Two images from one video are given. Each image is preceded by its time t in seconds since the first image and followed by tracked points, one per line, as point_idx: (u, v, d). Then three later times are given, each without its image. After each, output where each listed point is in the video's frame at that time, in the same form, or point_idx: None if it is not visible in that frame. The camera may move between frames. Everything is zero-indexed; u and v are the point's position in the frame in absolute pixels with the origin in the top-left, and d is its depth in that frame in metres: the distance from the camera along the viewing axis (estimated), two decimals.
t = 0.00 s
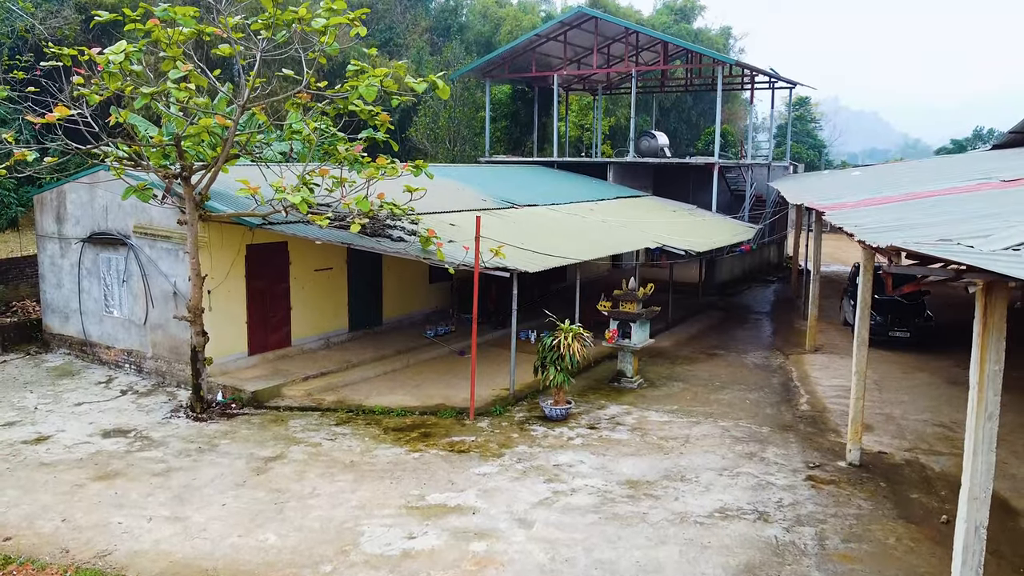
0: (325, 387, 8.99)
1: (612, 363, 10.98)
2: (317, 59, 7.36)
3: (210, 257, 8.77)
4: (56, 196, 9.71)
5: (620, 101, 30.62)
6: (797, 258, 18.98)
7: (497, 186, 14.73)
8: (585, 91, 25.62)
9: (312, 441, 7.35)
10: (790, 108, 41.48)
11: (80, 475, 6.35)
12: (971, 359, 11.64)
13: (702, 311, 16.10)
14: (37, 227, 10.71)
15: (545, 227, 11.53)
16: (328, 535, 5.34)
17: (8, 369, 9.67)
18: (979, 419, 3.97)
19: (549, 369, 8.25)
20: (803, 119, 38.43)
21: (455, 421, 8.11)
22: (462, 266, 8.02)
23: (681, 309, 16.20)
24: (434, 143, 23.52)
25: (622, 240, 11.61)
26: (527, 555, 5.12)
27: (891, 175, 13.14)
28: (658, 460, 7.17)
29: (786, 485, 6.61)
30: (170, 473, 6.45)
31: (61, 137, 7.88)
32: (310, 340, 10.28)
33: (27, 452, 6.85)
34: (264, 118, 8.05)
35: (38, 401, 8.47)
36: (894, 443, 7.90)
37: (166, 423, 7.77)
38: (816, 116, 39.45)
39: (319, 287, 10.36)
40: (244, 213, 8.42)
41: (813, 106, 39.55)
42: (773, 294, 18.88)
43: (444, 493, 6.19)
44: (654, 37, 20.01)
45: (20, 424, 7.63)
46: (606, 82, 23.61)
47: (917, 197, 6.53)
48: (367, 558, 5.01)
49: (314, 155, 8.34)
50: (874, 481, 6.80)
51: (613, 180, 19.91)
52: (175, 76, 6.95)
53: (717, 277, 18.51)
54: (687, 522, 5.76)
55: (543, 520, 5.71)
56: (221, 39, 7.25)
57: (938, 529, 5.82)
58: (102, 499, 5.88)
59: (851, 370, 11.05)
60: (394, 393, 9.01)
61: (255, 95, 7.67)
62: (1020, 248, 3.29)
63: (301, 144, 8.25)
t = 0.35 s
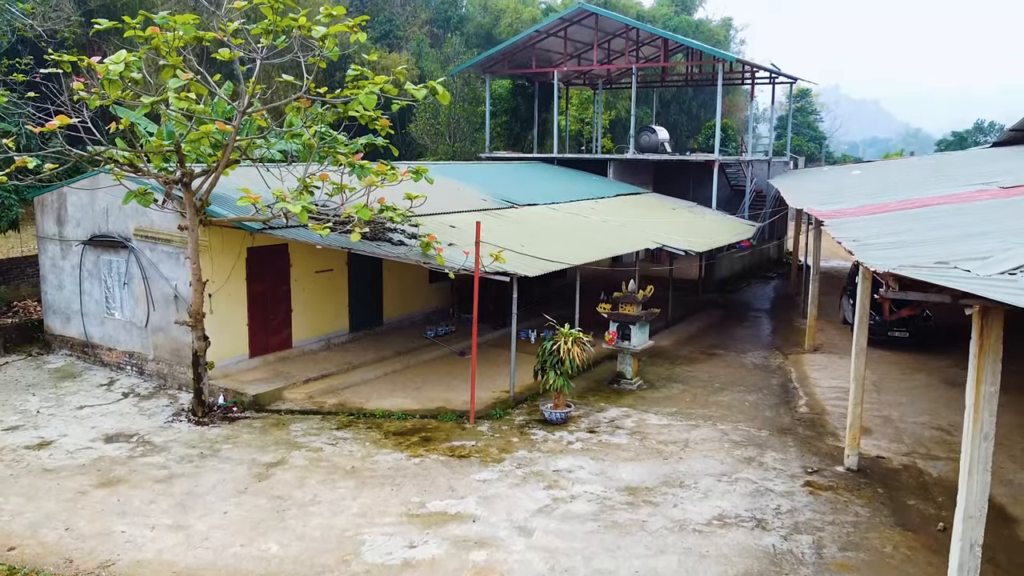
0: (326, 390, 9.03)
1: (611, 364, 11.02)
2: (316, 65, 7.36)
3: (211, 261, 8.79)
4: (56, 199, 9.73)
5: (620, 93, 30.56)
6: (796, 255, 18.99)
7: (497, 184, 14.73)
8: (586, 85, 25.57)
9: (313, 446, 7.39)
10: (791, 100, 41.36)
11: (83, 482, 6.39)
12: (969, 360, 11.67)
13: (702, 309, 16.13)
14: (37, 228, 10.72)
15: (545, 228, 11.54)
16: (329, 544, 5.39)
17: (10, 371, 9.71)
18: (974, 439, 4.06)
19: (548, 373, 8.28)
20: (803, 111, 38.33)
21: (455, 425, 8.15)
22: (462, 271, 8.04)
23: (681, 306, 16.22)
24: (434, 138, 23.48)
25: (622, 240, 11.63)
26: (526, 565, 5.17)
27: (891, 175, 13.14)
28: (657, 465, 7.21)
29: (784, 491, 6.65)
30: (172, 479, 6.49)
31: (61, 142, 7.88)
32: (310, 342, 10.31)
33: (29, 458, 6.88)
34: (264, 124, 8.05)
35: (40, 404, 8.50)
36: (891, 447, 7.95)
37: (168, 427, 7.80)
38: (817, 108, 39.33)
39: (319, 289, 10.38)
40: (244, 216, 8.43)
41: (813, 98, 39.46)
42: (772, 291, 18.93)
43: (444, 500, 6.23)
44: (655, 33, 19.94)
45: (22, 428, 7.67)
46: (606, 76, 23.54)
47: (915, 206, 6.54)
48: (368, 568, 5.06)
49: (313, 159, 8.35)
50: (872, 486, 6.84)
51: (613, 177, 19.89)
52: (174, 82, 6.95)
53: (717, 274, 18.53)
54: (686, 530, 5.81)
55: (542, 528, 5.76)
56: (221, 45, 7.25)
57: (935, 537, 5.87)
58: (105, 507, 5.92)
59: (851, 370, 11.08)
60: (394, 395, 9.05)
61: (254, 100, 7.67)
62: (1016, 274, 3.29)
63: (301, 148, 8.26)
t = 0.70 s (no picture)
0: (328, 392, 9.08)
1: (611, 364, 11.07)
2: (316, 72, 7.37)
3: (212, 265, 8.82)
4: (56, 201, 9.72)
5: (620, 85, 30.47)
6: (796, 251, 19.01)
7: (497, 182, 14.72)
8: (586, 78, 25.50)
9: (315, 451, 7.44)
10: (792, 90, 41.25)
11: (87, 488, 6.45)
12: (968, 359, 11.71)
13: (702, 306, 16.17)
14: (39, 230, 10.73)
15: (544, 227, 11.56)
16: (331, 552, 5.45)
17: (12, 373, 9.75)
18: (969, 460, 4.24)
19: (548, 377, 8.32)
20: (804, 102, 38.23)
21: (455, 428, 8.20)
22: (463, 276, 8.07)
23: (681, 304, 16.25)
24: (434, 132, 23.44)
25: (622, 241, 11.65)
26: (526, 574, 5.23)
27: (891, 173, 13.13)
28: (657, 470, 7.26)
29: (782, 497, 6.71)
30: (175, 486, 6.55)
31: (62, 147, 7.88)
32: (311, 343, 10.35)
33: (33, 464, 6.93)
34: (265, 129, 8.06)
35: (43, 407, 8.55)
36: (889, 451, 7.99)
37: (171, 432, 7.85)
38: (817, 98, 39.22)
39: (319, 290, 10.40)
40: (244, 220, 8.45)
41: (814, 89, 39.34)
42: (772, 287, 18.96)
43: (445, 506, 6.28)
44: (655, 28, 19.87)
45: (26, 432, 7.73)
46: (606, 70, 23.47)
47: (914, 214, 6.55)
48: None
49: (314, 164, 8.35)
50: (869, 492, 6.90)
51: (613, 173, 19.89)
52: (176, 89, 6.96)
53: (717, 270, 18.55)
54: (685, 537, 5.87)
55: (542, 535, 5.82)
56: (221, 50, 7.25)
57: (931, 544, 5.92)
58: (109, 514, 5.97)
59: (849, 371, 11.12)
60: (395, 398, 9.10)
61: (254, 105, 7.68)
62: (1013, 298, 3.31)
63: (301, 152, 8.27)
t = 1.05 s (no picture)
0: (329, 394, 9.13)
1: (610, 364, 11.11)
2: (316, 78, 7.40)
3: (212, 267, 8.84)
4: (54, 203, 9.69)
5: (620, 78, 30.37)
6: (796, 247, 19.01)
7: (497, 179, 14.72)
8: (586, 72, 25.43)
9: (316, 454, 7.49)
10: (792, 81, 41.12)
11: (91, 493, 6.50)
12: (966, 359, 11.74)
13: (702, 303, 16.21)
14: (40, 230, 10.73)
15: (545, 227, 11.57)
16: (333, 559, 5.51)
17: (15, 374, 9.80)
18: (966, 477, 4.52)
19: (548, 380, 8.36)
20: (805, 93, 38.15)
21: (456, 431, 8.26)
22: (463, 280, 8.10)
23: (681, 301, 16.28)
24: (434, 127, 23.41)
25: (621, 241, 11.66)
26: None
27: (891, 172, 13.13)
28: (656, 473, 7.31)
29: (780, 502, 6.77)
30: (178, 491, 6.60)
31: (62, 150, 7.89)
32: (312, 344, 10.39)
33: (37, 468, 6.98)
34: (265, 134, 8.07)
35: (46, 409, 8.60)
36: (886, 454, 8.04)
37: (173, 435, 7.90)
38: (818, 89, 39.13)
39: (320, 290, 10.42)
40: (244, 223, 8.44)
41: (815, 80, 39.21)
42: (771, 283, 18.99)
43: (446, 512, 6.34)
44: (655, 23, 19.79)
45: (29, 435, 7.79)
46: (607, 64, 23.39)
47: (914, 221, 6.56)
48: None
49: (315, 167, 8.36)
50: (866, 496, 6.95)
51: (613, 168, 19.87)
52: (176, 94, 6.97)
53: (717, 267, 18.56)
54: (684, 543, 5.93)
55: (542, 542, 5.87)
56: (221, 55, 7.26)
57: (927, 550, 5.98)
58: (113, 520, 6.02)
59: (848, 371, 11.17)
60: (396, 399, 9.15)
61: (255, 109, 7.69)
62: (1011, 320, 3.33)
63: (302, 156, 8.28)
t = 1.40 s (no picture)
0: (330, 396, 9.18)
1: (610, 364, 11.17)
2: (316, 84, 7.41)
3: (213, 270, 8.88)
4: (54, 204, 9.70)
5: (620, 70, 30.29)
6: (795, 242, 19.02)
7: (497, 176, 14.71)
8: (586, 65, 25.35)
9: (318, 458, 7.55)
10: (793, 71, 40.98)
11: (94, 499, 6.56)
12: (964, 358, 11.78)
13: (701, 300, 16.26)
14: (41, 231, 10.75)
15: (545, 227, 11.59)
16: (334, 567, 5.58)
17: (17, 375, 9.85)
18: (960, 495, 4.70)
19: (548, 383, 8.41)
20: (805, 83, 38.03)
21: (456, 433, 8.32)
22: (463, 283, 8.14)
23: (680, 297, 16.32)
24: (434, 121, 23.36)
25: (621, 240, 11.68)
26: None
27: (890, 171, 13.15)
28: (655, 477, 7.38)
29: (778, 507, 6.83)
30: (181, 496, 6.66)
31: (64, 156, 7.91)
32: (313, 344, 10.45)
33: (41, 473, 7.04)
34: (266, 139, 8.07)
35: (49, 411, 8.66)
36: (883, 456, 8.10)
37: (175, 438, 7.96)
38: (819, 79, 38.99)
39: (320, 291, 10.45)
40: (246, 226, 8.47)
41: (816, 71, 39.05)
42: (770, 278, 19.04)
43: (446, 517, 6.40)
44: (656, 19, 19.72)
45: (33, 439, 7.85)
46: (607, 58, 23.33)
47: (911, 230, 6.60)
48: None
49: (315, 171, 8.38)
50: (863, 501, 7.01)
51: (613, 164, 19.87)
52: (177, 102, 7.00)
53: (716, 263, 18.58)
54: (682, 550, 6.00)
55: (542, 548, 5.94)
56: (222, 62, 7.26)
57: (922, 556, 6.05)
58: (117, 527, 6.09)
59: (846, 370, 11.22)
60: (397, 401, 9.21)
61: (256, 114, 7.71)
62: (1004, 344, 3.38)
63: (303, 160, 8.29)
